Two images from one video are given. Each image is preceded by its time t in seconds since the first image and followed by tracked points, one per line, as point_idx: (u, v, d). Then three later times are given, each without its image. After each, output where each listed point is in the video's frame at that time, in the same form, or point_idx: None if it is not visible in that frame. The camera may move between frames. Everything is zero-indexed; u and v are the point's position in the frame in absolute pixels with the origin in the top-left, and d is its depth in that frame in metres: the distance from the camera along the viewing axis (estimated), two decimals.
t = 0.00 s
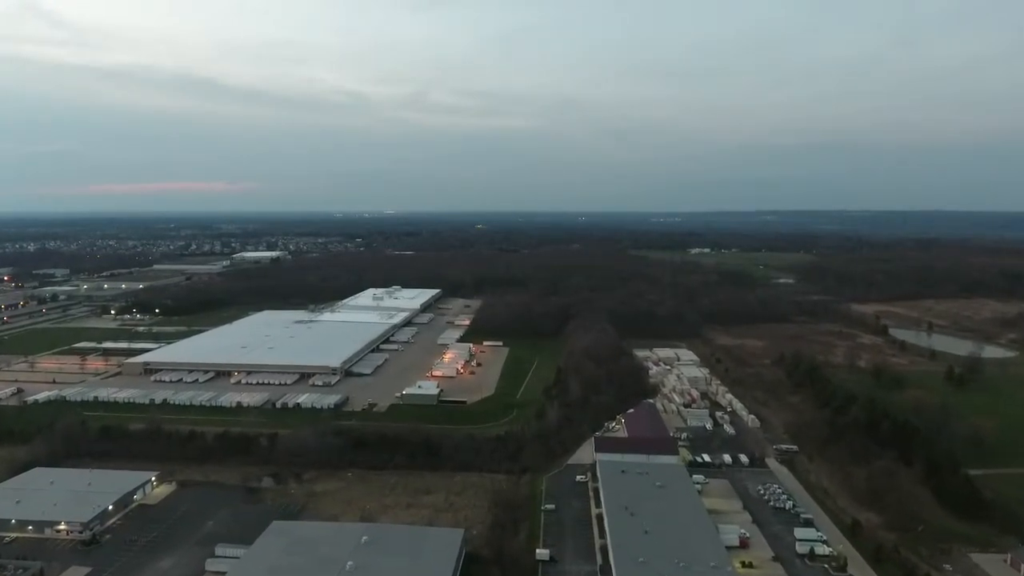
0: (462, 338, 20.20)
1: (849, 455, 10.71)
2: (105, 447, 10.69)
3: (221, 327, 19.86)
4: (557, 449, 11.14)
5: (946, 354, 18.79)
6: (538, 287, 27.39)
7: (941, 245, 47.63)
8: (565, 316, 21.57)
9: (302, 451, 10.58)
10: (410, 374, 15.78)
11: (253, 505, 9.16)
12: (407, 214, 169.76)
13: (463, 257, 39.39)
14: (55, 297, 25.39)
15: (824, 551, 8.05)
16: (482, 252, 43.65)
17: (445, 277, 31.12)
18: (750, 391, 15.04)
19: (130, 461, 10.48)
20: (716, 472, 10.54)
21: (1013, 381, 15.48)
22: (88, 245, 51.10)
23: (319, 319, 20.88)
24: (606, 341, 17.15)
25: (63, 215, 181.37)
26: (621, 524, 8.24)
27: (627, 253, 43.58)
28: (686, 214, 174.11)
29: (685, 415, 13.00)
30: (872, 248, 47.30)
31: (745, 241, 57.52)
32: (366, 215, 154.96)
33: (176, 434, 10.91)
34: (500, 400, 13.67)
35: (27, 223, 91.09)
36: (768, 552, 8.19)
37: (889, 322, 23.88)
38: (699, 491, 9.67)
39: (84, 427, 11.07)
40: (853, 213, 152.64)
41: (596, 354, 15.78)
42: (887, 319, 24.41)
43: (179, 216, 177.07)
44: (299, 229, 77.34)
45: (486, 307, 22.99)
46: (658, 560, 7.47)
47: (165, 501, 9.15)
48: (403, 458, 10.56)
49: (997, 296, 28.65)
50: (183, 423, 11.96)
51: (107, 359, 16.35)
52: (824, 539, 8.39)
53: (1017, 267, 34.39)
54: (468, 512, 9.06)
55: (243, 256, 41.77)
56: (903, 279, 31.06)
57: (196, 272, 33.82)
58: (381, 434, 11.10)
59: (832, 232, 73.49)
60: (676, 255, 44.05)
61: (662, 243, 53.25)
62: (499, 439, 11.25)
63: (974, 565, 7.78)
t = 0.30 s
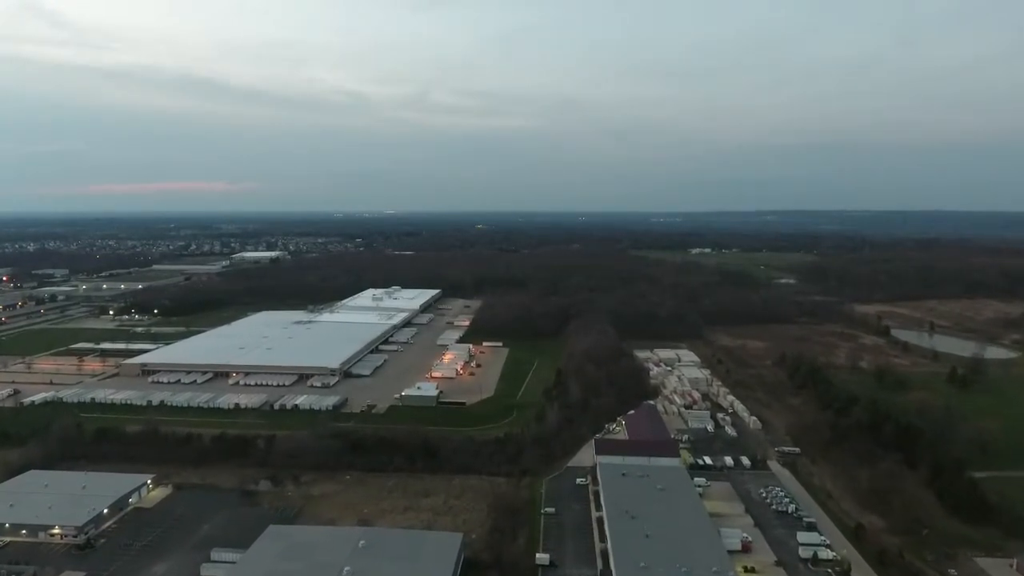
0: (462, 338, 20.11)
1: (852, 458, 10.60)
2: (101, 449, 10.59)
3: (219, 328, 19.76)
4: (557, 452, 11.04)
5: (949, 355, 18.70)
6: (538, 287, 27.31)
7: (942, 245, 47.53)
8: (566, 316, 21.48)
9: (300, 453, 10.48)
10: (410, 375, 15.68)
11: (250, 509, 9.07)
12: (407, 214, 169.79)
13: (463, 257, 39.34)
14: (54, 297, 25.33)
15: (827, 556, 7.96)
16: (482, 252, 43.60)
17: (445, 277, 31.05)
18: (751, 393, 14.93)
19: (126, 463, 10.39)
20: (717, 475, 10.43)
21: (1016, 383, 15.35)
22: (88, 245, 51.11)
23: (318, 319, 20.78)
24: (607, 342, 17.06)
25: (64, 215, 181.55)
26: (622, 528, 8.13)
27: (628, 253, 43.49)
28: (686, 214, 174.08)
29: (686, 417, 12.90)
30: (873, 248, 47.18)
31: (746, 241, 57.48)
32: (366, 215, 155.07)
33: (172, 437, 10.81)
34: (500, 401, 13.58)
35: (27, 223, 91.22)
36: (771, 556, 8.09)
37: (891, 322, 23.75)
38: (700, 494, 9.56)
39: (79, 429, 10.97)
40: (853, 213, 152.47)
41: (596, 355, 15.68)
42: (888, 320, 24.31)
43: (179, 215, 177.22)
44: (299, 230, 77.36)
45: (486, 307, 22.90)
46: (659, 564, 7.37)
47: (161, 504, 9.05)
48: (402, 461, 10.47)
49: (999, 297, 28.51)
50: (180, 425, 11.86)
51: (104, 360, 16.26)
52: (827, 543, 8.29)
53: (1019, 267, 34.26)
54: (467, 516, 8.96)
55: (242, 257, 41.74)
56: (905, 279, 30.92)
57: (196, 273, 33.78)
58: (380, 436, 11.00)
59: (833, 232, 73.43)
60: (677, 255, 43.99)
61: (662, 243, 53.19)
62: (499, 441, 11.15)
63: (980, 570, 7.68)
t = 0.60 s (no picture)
0: (462, 339, 20.02)
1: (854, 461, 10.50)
2: (97, 452, 10.50)
3: (218, 328, 19.66)
4: (557, 454, 10.94)
5: (951, 356, 18.59)
6: (538, 287, 27.21)
7: (942, 245, 47.46)
8: (566, 316, 21.38)
9: (297, 456, 10.40)
10: (409, 376, 15.59)
11: (246, 512, 8.96)
12: (407, 214, 169.86)
13: (463, 258, 39.26)
14: (53, 298, 25.27)
15: (831, 560, 7.86)
16: (482, 252, 43.52)
17: (444, 277, 30.98)
18: (753, 394, 14.83)
19: (122, 465, 10.30)
20: (719, 477, 10.33)
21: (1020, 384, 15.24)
22: (88, 245, 51.07)
23: (317, 320, 20.68)
24: (607, 342, 16.97)
25: (64, 215, 181.78)
26: (623, 532, 8.03)
27: (628, 253, 43.39)
28: (687, 214, 174.03)
29: (687, 419, 12.80)
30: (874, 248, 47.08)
31: (746, 241, 57.39)
32: (366, 215, 155.17)
33: (169, 439, 10.72)
34: (499, 403, 13.49)
35: (27, 223, 91.21)
36: (774, 561, 7.99)
37: (892, 323, 23.66)
38: (702, 497, 9.46)
39: (75, 431, 10.88)
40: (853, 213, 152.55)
41: (597, 356, 15.58)
42: (890, 320, 24.22)
43: (179, 215, 177.28)
44: (299, 230, 77.33)
45: (486, 308, 22.80)
46: (660, 569, 7.27)
47: (157, 508, 8.95)
48: (400, 463, 10.38)
49: (1001, 297, 28.40)
50: (177, 427, 11.76)
51: (102, 361, 16.16)
52: (831, 547, 8.19)
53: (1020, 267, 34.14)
54: (466, 520, 8.86)
55: (242, 257, 41.67)
56: (906, 279, 30.82)
57: (195, 273, 33.69)
58: (378, 438, 10.92)
59: (833, 232, 73.34)
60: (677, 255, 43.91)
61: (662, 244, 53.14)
62: (498, 443, 11.05)
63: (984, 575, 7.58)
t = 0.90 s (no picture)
0: (461, 339, 19.92)
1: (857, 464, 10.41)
2: (93, 454, 10.41)
3: (216, 329, 19.56)
4: (557, 457, 10.84)
5: (953, 357, 18.50)
6: (538, 288, 27.11)
7: (943, 245, 47.38)
8: (566, 317, 21.29)
9: (295, 458, 10.30)
10: (408, 377, 15.49)
11: (243, 515, 8.87)
12: (407, 214, 169.86)
13: (463, 258, 39.20)
14: (51, 298, 25.18)
15: (835, 566, 7.77)
16: (483, 252, 43.48)
17: (444, 277, 30.91)
18: (754, 395, 14.72)
19: (118, 467, 10.21)
20: (720, 480, 10.24)
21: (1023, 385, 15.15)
22: (88, 245, 51.02)
23: (316, 320, 20.58)
24: (608, 343, 16.88)
25: (64, 214, 181.76)
26: (623, 536, 7.93)
27: (628, 253, 43.32)
28: (687, 213, 173.97)
29: (688, 421, 12.71)
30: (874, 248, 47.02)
31: (747, 241, 57.29)
32: (366, 215, 155.14)
33: (165, 441, 10.63)
34: (499, 404, 13.39)
35: (27, 223, 91.13)
36: (776, 565, 7.89)
37: (894, 323, 23.57)
38: (703, 501, 9.36)
39: (72, 434, 10.79)
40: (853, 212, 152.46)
41: (597, 357, 15.48)
42: (891, 321, 24.12)
43: (179, 215, 177.25)
44: (299, 230, 77.31)
45: (486, 308, 22.70)
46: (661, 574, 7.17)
47: (153, 511, 8.85)
48: (399, 466, 10.28)
49: (1003, 297, 28.31)
50: (175, 428, 11.68)
51: (100, 362, 16.06)
52: (834, 552, 8.10)
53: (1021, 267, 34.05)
54: (465, 523, 8.76)
55: (242, 256, 41.62)
56: (908, 280, 30.72)
57: (195, 273, 33.64)
58: (376, 440, 10.82)
59: (834, 232, 73.26)
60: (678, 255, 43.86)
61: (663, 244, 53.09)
62: (498, 445, 10.95)
63: None
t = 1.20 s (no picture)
0: (461, 340, 19.82)
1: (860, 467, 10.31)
2: (89, 456, 10.30)
3: (215, 329, 19.46)
4: (557, 459, 10.75)
5: (956, 357, 18.40)
6: (538, 288, 27.03)
7: (943, 245, 47.28)
8: (566, 317, 21.19)
9: (292, 460, 10.21)
10: (407, 378, 15.41)
11: (239, 519, 8.77)
12: (408, 215, 169.82)
13: (463, 257, 39.11)
14: (49, 298, 25.07)
15: (838, 570, 7.67)
16: (483, 252, 43.39)
17: (444, 277, 30.82)
18: (756, 397, 14.63)
19: (113, 470, 10.11)
20: (722, 483, 10.14)
21: None
22: (87, 245, 50.92)
23: (315, 321, 20.47)
24: (608, 344, 16.78)
25: (65, 214, 181.80)
26: (624, 540, 7.83)
27: (629, 253, 43.22)
28: (687, 213, 173.79)
29: (689, 422, 12.62)
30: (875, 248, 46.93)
31: (747, 241, 57.18)
32: (366, 215, 155.02)
33: (162, 443, 10.52)
34: (499, 406, 13.29)
35: (27, 223, 91.04)
36: (778, 570, 7.80)
37: (895, 324, 23.47)
38: (704, 504, 9.27)
39: (67, 436, 10.69)
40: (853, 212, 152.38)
41: (597, 358, 15.38)
42: (892, 321, 24.03)
43: (179, 215, 177.05)
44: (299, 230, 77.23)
45: (486, 308, 22.59)
46: None
47: (148, 515, 8.75)
48: (397, 469, 10.19)
49: (1004, 297, 28.19)
50: (171, 430, 11.57)
51: (97, 363, 15.96)
52: (838, 556, 8.00)
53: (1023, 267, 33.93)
54: (463, 527, 8.67)
55: (241, 256, 41.51)
56: (909, 280, 30.61)
57: (194, 273, 33.53)
58: (374, 442, 10.72)
59: (834, 232, 73.16)
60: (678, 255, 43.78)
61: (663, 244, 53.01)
62: (497, 448, 10.85)
63: None
